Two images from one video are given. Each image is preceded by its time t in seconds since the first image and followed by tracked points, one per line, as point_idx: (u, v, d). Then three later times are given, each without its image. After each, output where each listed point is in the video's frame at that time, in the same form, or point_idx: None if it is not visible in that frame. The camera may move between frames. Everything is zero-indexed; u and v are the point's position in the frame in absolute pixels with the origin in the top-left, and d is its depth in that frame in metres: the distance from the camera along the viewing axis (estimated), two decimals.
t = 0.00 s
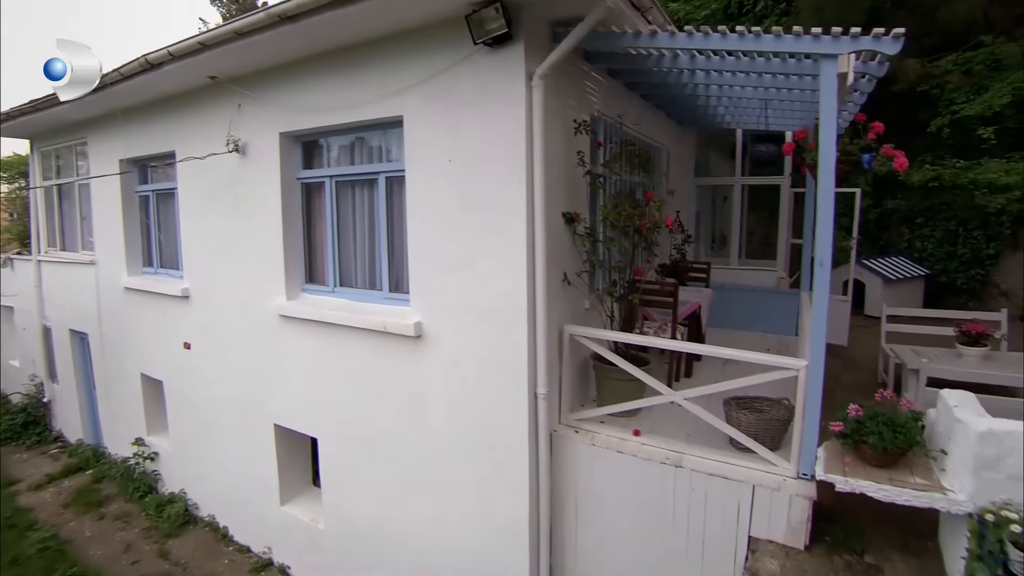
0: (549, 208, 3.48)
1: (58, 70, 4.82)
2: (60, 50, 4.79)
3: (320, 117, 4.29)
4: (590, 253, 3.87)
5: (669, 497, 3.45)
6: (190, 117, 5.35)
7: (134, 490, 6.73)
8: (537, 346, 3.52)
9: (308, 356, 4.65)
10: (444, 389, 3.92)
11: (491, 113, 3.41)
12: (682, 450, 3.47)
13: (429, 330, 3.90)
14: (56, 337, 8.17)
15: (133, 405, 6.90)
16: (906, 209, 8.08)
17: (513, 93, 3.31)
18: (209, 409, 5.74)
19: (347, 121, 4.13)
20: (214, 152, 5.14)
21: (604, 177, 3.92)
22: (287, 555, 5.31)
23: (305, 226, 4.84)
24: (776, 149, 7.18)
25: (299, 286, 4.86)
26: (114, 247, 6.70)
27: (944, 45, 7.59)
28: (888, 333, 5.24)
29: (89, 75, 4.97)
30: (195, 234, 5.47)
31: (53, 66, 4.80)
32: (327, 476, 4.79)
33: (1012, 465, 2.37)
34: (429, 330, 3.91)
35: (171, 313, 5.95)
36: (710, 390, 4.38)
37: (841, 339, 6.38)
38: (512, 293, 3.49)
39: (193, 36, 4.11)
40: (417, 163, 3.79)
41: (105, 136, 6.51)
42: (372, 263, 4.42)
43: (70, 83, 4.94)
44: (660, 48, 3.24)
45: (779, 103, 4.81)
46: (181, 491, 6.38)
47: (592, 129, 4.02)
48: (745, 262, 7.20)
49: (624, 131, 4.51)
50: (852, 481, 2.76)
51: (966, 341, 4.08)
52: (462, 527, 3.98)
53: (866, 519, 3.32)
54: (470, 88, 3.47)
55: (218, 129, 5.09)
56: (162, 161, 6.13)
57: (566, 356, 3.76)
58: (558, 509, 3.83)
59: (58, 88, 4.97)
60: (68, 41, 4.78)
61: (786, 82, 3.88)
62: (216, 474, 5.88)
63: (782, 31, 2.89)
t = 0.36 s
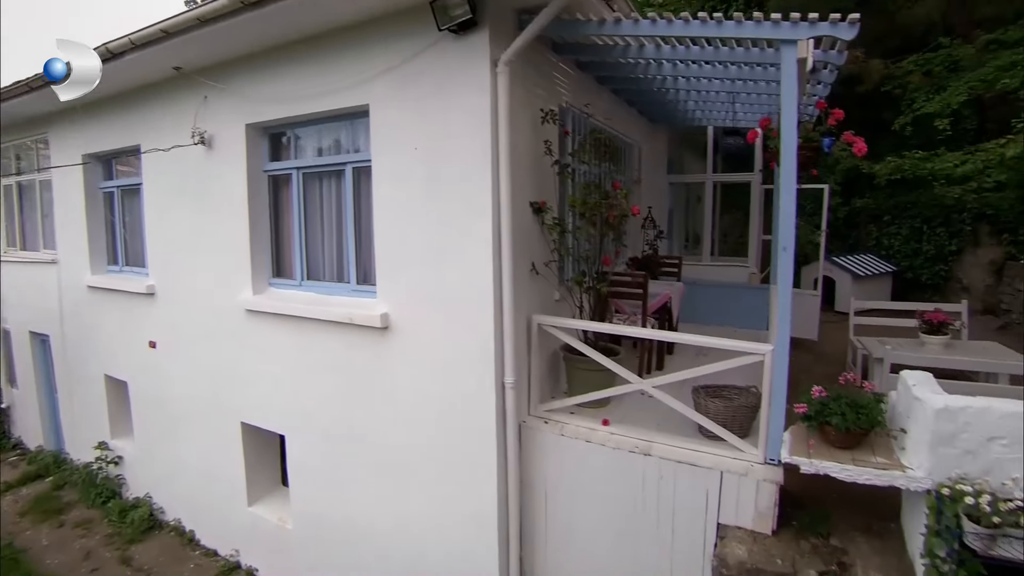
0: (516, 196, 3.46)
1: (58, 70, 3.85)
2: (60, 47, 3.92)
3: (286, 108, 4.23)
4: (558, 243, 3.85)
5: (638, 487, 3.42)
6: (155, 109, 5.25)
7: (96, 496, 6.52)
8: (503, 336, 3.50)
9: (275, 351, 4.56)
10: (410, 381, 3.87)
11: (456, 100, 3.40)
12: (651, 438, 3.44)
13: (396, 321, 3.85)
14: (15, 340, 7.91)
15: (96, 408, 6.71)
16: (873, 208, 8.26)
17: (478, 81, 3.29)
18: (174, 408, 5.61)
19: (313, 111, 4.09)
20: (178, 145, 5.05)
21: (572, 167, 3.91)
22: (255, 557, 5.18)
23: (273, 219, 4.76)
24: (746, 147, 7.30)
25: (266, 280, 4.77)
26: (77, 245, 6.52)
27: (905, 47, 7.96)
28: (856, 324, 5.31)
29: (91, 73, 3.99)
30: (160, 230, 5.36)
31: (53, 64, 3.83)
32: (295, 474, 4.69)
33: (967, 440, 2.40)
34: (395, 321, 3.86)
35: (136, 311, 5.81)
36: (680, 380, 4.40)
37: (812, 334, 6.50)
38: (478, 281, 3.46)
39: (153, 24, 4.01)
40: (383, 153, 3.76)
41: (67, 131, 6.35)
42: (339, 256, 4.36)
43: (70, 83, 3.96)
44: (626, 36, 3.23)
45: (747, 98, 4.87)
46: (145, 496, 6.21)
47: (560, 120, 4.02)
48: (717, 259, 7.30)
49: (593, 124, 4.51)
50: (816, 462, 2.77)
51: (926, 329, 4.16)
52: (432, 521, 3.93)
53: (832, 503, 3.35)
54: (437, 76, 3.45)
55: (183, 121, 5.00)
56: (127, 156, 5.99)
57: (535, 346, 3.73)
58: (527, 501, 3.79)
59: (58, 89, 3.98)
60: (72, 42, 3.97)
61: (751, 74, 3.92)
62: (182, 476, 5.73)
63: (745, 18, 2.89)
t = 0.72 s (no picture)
0: (480, 182, 3.44)
1: (58, 70, 4.13)
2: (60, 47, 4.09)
3: (251, 96, 4.17)
4: (524, 230, 3.85)
5: (605, 474, 3.40)
6: (118, 99, 5.13)
7: (57, 499, 6.33)
8: (469, 322, 3.47)
9: (241, 344, 4.48)
10: (376, 372, 3.82)
11: (421, 86, 3.37)
12: (618, 425, 3.41)
13: (361, 310, 3.80)
14: None
15: (57, 409, 6.53)
16: (842, 205, 8.42)
17: (443, 65, 3.27)
18: (137, 406, 5.47)
19: (278, 99, 4.03)
20: (142, 135, 4.94)
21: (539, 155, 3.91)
22: (222, 557, 5.07)
23: (239, 210, 4.68)
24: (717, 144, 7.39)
25: (232, 272, 4.69)
26: (37, 241, 6.34)
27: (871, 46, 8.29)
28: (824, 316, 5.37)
29: (90, 73, 4.18)
30: (123, 223, 5.24)
31: (53, 65, 4.10)
32: (260, 470, 4.59)
33: (922, 415, 2.43)
34: (361, 310, 3.81)
35: (98, 307, 5.67)
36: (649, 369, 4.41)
37: (782, 327, 6.53)
38: (443, 268, 3.43)
39: (112, 9, 3.91)
40: (348, 140, 3.71)
41: (27, 123, 6.18)
42: (305, 246, 4.30)
43: (70, 83, 4.19)
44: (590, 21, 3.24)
45: (714, 90, 4.92)
46: (109, 498, 6.05)
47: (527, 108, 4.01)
48: (689, 254, 7.43)
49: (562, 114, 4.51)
50: (779, 442, 2.78)
51: (891, 317, 4.22)
52: (400, 513, 3.87)
53: (798, 487, 3.36)
54: (402, 62, 3.43)
55: (147, 111, 4.90)
56: (90, 147, 5.85)
57: (501, 334, 3.71)
58: (496, 491, 3.76)
59: (59, 87, 4.23)
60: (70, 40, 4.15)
61: (716, 62, 3.95)
62: (146, 476, 5.59)
63: (705, 2, 2.90)
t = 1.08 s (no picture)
0: (446, 167, 3.42)
1: (58, 70, 3.93)
2: (59, 47, 3.94)
3: (217, 82, 4.10)
4: (493, 216, 3.83)
5: (573, 459, 3.39)
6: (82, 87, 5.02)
7: (22, 500, 6.17)
8: (436, 308, 3.44)
9: (208, 335, 4.40)
10: (344, 360, 3.77)
11: (387, 70, 3.34)
12: (586, 410, 3.40)
13: (329, 298, 3.75)
14: None
15: (22, 407, 6.38)
16: (816, 200, 8.53)
17: (408, 49, 3.24)
18: (103, 401, 5.36)
19: (244, 85, 3.97)
20: (107, 123, 4.84)
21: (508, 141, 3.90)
22: (191, 554, 4.97)
23: (207, 199, 4.61)
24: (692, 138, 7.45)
25: (200, 263, 4.61)
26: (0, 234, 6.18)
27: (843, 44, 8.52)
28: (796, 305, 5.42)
29: (91, 73, 4.03)
30: (88, 214, 5.13)
31: (53, 65, 3.91)
32: (229, 463, 4.52)
33: (881, 391, 2.46)
34: (329, 298, 3.76)
35: (63, 300, 5.55)
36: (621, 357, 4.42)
37: (757, 318, 6.54)
38: (410, 253, 3.40)
39: None
40: (314, 126, 3.67)
41: None
42: (274, 235, 4.25)
43: (70, 83, 4.01)
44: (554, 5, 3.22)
45: (685, 80, 4.94)
46: (75, 497, 5.91)
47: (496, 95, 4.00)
48: (665, 247, 7.48)
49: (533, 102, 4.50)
50: (743, 422, 2.77)
51: (859, 304, 4.29)
52: (369, 503, 3.83)
53: (765, 471, 3.37)
54: (368, 46, 3.39)
55: (112, 99, 4.80)
56: (54, 138, 5.72)
57: (470, 320, 3.69)
58: (465, 479, 3.74)
59: (58, 88, 4.05)
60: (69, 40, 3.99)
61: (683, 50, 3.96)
62: (114, 473, 5.47)
63: None
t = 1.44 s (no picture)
0: (412, 157, 3.40)
1: (58, 70, 4.12)
2: (60, 48, 4.12)
3: (184, 73, 4.05)
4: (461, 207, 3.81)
5: (541, 449, 3.38)
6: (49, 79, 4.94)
7: None
8: (402, 299, 3.42)
9: (176, 330, 4.33)
10: (311, 353, 3.73)
11: (353, 58, 3.32)
12: (554, 400, 3.39)
13: (296, 290, 3.71)
14: None
15: None
16: (791, 198, 8.63)
17: (373, 37, 3.23)
18: (69, 400, 5.25)
19: (211, 75, 3.92)
20: (72, 115, 4.76)
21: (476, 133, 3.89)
22: (158, 554, 4.88)
23: (175, 192, 4.54)
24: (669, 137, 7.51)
25: (168, 256, 4.54)
26: None
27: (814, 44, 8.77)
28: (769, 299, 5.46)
29: (91, 73, 4.19)
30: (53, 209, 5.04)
31: (53, 65, 4.10)
32: (197, 460, 4.44)
33: (839, 373, 2.48)
34: (296, 290, 3.72)
35: (28, 297, 5.44)
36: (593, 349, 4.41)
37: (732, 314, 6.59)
38: (376, 243, 3.37)
39: None
40: (281, 116, 3.63)
41: None
42: (241, 227, 4.19)
43: (70, 83, 4.17)
44: None
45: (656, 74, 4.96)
46: (41, 499, 5.78)
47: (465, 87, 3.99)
48: (642, 246, 7.42)
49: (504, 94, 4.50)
50: (706, 408, 2.76)
51: (830, 296, 4.33)
52: (337, 497, 3.78)
53: (733, 460, 3.38)
54: (334, 34, 3.37)
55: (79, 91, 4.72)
56: (20, 132, 5.62)
57: (438, 312, 3.67)
58: (434, 472, 3.71)
59: (59, 89, 4.19)
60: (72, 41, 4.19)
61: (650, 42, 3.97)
62: (80, 474, 5.36)
63: None
